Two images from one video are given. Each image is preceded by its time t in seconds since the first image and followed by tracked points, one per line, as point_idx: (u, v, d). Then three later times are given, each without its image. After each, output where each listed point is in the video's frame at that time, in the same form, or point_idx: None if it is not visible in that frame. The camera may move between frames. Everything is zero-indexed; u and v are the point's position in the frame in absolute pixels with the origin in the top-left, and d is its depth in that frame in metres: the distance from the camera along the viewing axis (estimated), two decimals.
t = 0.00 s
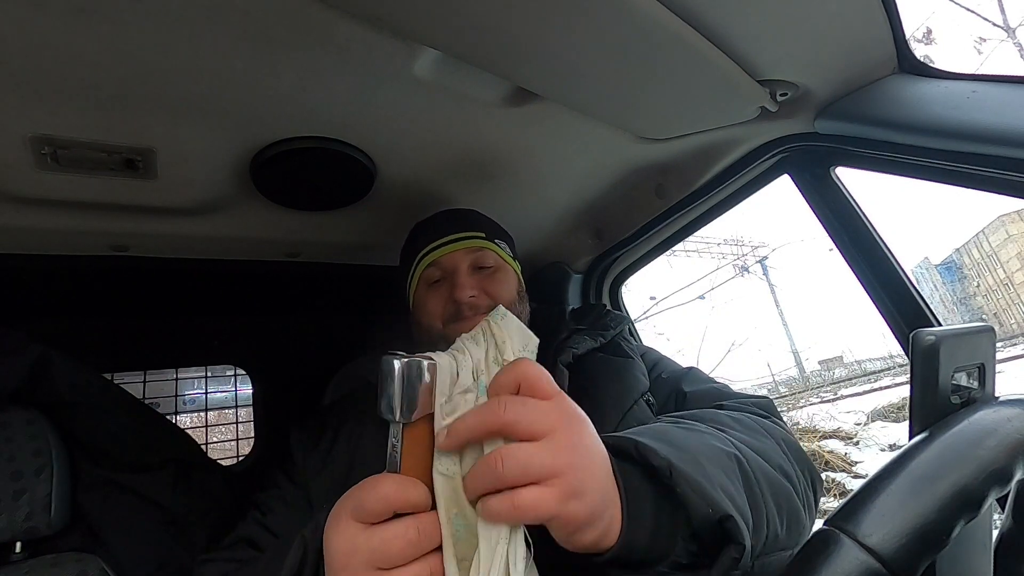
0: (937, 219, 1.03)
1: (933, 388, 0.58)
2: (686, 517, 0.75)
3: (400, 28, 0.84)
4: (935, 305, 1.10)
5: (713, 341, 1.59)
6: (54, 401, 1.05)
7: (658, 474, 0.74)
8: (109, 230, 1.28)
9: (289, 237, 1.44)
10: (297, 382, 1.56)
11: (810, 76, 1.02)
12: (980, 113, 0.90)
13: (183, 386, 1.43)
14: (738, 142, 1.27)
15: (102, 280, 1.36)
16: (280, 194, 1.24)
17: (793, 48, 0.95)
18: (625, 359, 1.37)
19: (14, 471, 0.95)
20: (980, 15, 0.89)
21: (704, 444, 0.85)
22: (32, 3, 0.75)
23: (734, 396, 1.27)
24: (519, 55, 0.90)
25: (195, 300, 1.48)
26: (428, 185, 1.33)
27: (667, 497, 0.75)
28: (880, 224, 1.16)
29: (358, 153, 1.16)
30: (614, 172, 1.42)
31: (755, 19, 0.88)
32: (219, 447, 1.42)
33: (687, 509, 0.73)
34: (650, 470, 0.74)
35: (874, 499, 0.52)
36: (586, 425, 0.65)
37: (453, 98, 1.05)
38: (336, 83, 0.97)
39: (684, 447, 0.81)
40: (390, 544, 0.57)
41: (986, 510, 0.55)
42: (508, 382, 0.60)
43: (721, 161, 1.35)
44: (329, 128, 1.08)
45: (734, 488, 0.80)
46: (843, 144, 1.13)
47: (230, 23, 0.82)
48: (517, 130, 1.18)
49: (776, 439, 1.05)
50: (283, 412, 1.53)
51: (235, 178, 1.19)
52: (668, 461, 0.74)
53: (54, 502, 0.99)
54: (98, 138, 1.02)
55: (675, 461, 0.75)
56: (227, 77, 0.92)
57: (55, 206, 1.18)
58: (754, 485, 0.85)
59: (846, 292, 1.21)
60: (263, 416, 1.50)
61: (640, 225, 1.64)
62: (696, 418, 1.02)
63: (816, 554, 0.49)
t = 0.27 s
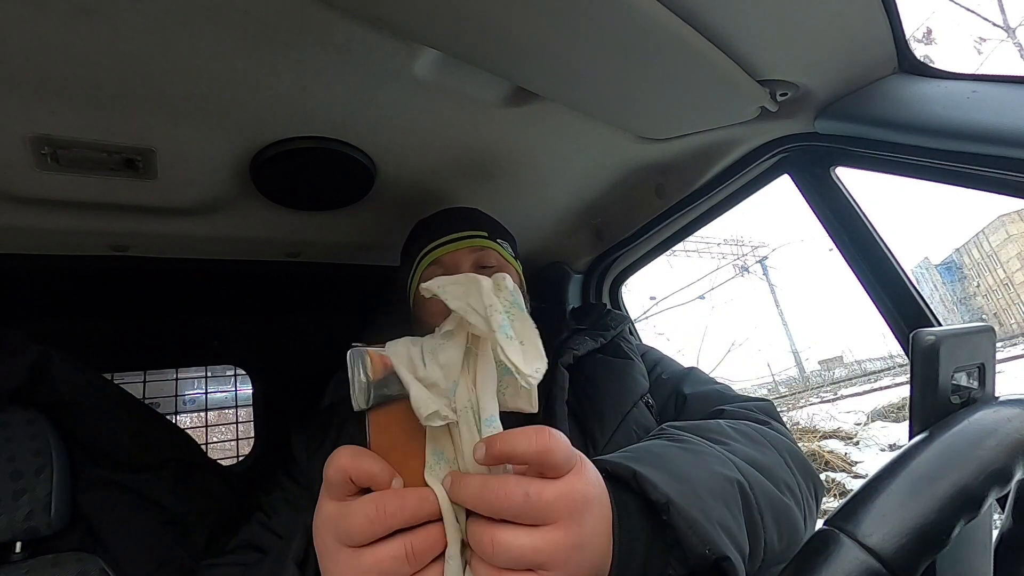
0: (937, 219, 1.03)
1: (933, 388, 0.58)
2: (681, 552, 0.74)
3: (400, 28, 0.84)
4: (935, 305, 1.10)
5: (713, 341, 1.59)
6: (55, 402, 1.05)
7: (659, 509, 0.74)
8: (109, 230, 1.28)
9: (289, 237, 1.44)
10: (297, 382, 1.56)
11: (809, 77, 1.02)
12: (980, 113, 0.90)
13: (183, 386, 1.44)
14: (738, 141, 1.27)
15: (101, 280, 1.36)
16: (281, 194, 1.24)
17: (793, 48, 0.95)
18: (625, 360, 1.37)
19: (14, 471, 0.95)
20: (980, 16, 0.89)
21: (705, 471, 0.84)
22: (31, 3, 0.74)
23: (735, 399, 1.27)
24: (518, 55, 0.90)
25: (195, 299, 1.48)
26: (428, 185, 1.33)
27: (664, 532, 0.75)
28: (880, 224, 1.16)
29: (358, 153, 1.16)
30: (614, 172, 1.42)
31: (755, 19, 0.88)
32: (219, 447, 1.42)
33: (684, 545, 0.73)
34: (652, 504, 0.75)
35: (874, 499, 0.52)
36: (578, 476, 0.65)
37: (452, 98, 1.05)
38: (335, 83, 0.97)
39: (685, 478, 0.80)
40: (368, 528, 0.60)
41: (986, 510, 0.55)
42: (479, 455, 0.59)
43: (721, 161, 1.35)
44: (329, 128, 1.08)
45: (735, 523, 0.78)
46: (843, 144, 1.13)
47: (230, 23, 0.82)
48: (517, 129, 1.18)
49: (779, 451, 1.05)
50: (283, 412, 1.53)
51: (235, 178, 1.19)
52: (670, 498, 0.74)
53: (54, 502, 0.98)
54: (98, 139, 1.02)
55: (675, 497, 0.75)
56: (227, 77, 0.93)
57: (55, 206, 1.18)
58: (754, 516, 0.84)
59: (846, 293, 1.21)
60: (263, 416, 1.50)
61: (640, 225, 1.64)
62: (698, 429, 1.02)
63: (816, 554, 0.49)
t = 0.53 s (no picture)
0: (937, 219, 1.03)
1: (933, 388, 0.58)
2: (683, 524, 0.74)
3: (399, 28, 0.84)
4: (935, 305, 1.10)
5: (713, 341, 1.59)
6: (55, 402, 1.05)
7: (659, 481, 0.74)
8: (109, 230, 1.28)
9: (289, 238, 1.44)
10: (297, 382, 1.57)
11: (809, 77, 1.02)
12: (980, 113, 0.90)
13: (183, 386, 1.44)
14: (738, 141, 1.27)
15: (101, 280, 1.36)
16: (281, 194, 1.24)
17: (793, 48, 0.95)
18: (625, 360, 1.37)
19: (14, 471, 0.95)
20: (980, 16, 0.89)
21: (706, 450, 0.85)
22: (31, 3, 0.74)
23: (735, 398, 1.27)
24: (518, 55, 0.90)
25: (195, 299, 1.48)
26: (428, 185, 1.33)
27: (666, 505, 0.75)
28: (880, 224, 1.15)
29: (358, 153, 1.16)
30: (614, 172, 1.42)
31: (755, 20, 0.88)
32: (219, 447, 1.43)
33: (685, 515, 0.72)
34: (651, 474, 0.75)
35: (874, 499, 0.52)
36: (597, 471, 0.66)
37: (452, 98, 1.05)
38: (335, 83, 0.97)
39: (686, 454, 0.81)
40: (337, 529, 0.63)
41: (986, 510, 0.54)
42: (507, 480, 0.59)
43: (721, 161, 1.35)
44: (329, 128, 1.08)
45: (735, 498, 0.79)
46: (843, 144, 1.13)
47: (230, 23, 0.82)
48: (517, 129, 1.18)
49: (777, 444, 1.05)
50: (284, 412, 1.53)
51: (235, 178, 1.19)
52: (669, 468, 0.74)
53: (55, 502, 0.98)
54: (98, 138, 1.02)
55: (676, 467, 0.75)
56: (226, 78, 0.93)
57: (55, 206, 1.18)
58: (754, 494, 0.84)
59: (846, 293, 1.21)
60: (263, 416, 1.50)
61: (640, 225, 1.64)
62: (698, 421, 1.02)
63: (816, 554, 0.49)
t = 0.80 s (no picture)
0: (937, 219, 1.03)
1: (933, 388, 0.58)
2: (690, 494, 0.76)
3: (399, 27, 0.84)
4: (935, 305, 1.10)
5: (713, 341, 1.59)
6: (55, 402, 1.05)
7: (666, 452, 0.76)
8: (108, 230, 1.28)
9: (288, 238, 1.44)
10: (297, 382, 1.57)
11: (809, 77, 1.03)
12: (981, 113, 0.90)
13: (183, 386, 1.44)
14: (738, 141, 1.27)
15: (101, 280, 1.36)
16: (281, 194, 1.24)
17: (793, 48, 0.95)
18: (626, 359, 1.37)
19: (14, 471, 0.96)
20: (980, 16, 0.89)
21: (707, 426, 0.86)
22: (31, 2, 0.74)
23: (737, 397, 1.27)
24: (518, 55, 0.90)
25: (195, 299, 1.48)
26: (428, 185, 1.34)
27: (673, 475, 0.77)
28: (880, 224, 1.15)
29: (358, 153, 1.16)
30: (614, 173, 1.42)
31: (754, 20, 0.88)
32: (219, 447, 1.43)
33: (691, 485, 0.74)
34: (657, 447, 0.76)
35: (875, 499, 0.52)
36: (581, 440, 0.68)
37: (452, 98, 1.05)
38: (335, 83, 0.97)
39: (691, 429, 0.82)
40: (346, 516, 0.65)
41: (986, 510, 0.54)
42: (492, 474, 0.62)
43: (721, 161, 1.34)
44: (329, 128, 1.08)
45: (739, 468, 0.80)
46: (843, 144, 1.13)
47: (230, 23, 0.82)
48: (517, 129, 1.18)
49: (778, 434, 1.04)
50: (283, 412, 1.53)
51: (235, 178, 1.19)
52: (674, 439, 0.76)
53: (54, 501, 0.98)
54: (98, 138, 1.02)
55: (681, 438, 0.76)
56: (226, 78, 0.93)
57: (54, 205, 1.18)
58: (757, 473, 0.85)
59: (846, 293, 1.21)
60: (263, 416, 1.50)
61: (640, 225, 1.64)
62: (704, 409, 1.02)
63: (816, 555, 0.49)
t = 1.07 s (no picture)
0: (937, 219, 1.03)
1: (933, 388, 0.58)
2: (693, 487, 0.77)
3: (399, 27, 0.84)
4: (935, 305, 1.10)
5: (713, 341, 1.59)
6: (55, 402, 1.05)
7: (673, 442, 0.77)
8: (109, 230, 1.28)
9: (289, 238, 1.44)
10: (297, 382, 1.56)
11: (809, 77, 1.03)
12: (981, 113, 0.90)
13: (183, 386, 1.44)
14: (738, 141, 1.27)
15: (101, 280, 1.36)
16: (281, 194, 1.24)
17: (793, 48, 0.95)
18: (625, 357, 1.37)
19: (13, 471, 0.96)
20: (980, 15, 0.89)
21: (715, 418, 0.86)
22: (31, 2, 0.74)
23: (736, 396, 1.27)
24: (518, 55, 0.90)
25: (195, 299, 1.48)
26: (428, 185, 1.34)
27: (676, 466, 0.78)
28: (880, 224, 1.15)
29: (358, 153, 1.16)
30: (614, 173, 1.42)
31: (755, 20, 0.88)
32: (219, 447, 1.42)
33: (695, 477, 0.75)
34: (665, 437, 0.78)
35: (874, 499, 0.52)
36: (572, 435, 0.69)
37: (452, 98, 1.05)
38: (335, 83, 0.97)
39: (700, 420, 0.83)
40: (313, 471, 0.68)
41: (986, 510, 0.54)
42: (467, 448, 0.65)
43: (721, 161, 1.34)
44: (329, 128, 1.08)
45: (741, 462, 0.81)
46: (843, 144, 1.13)
47: (230, 23, 0.82)
48: (518, 129, 1.18)
49: (781, 430, 1.04)
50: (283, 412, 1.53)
51: (235, 178, 1.19)
52: (683, 430, 0.77)
53: (55, 501, 0.99)
54: (98, 138, 1.02)
55: (690, 430, 0.78)
56: (227, 78, 0.92)
57: (55, 205, 1.18)
58: (760, 465, 0.85)
59: (846, 293, 1.21)
60: (262, 416, 1.49)
61: (640, 225, 1.64)
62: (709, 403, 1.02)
63: (816, 555, 0.49)
